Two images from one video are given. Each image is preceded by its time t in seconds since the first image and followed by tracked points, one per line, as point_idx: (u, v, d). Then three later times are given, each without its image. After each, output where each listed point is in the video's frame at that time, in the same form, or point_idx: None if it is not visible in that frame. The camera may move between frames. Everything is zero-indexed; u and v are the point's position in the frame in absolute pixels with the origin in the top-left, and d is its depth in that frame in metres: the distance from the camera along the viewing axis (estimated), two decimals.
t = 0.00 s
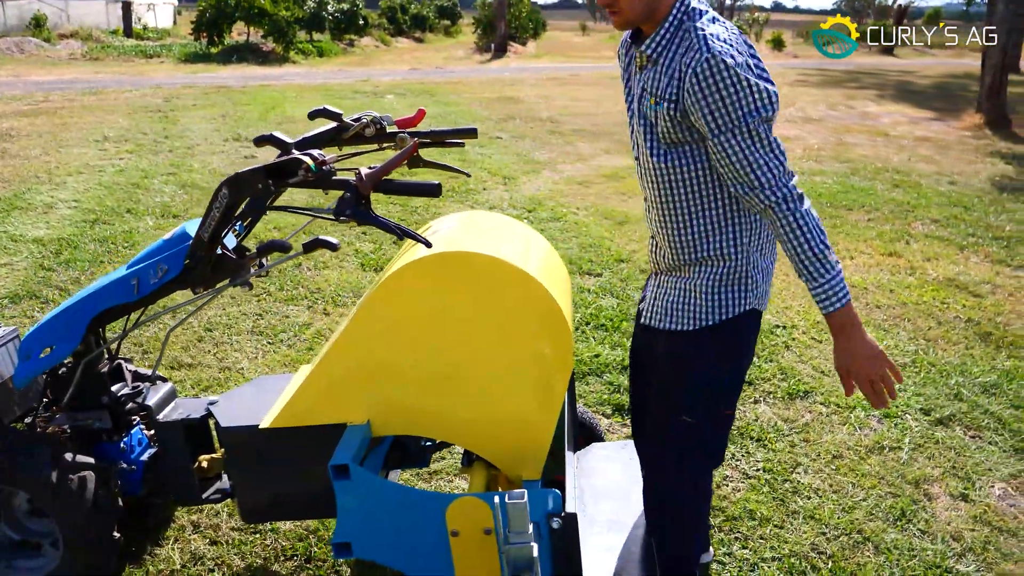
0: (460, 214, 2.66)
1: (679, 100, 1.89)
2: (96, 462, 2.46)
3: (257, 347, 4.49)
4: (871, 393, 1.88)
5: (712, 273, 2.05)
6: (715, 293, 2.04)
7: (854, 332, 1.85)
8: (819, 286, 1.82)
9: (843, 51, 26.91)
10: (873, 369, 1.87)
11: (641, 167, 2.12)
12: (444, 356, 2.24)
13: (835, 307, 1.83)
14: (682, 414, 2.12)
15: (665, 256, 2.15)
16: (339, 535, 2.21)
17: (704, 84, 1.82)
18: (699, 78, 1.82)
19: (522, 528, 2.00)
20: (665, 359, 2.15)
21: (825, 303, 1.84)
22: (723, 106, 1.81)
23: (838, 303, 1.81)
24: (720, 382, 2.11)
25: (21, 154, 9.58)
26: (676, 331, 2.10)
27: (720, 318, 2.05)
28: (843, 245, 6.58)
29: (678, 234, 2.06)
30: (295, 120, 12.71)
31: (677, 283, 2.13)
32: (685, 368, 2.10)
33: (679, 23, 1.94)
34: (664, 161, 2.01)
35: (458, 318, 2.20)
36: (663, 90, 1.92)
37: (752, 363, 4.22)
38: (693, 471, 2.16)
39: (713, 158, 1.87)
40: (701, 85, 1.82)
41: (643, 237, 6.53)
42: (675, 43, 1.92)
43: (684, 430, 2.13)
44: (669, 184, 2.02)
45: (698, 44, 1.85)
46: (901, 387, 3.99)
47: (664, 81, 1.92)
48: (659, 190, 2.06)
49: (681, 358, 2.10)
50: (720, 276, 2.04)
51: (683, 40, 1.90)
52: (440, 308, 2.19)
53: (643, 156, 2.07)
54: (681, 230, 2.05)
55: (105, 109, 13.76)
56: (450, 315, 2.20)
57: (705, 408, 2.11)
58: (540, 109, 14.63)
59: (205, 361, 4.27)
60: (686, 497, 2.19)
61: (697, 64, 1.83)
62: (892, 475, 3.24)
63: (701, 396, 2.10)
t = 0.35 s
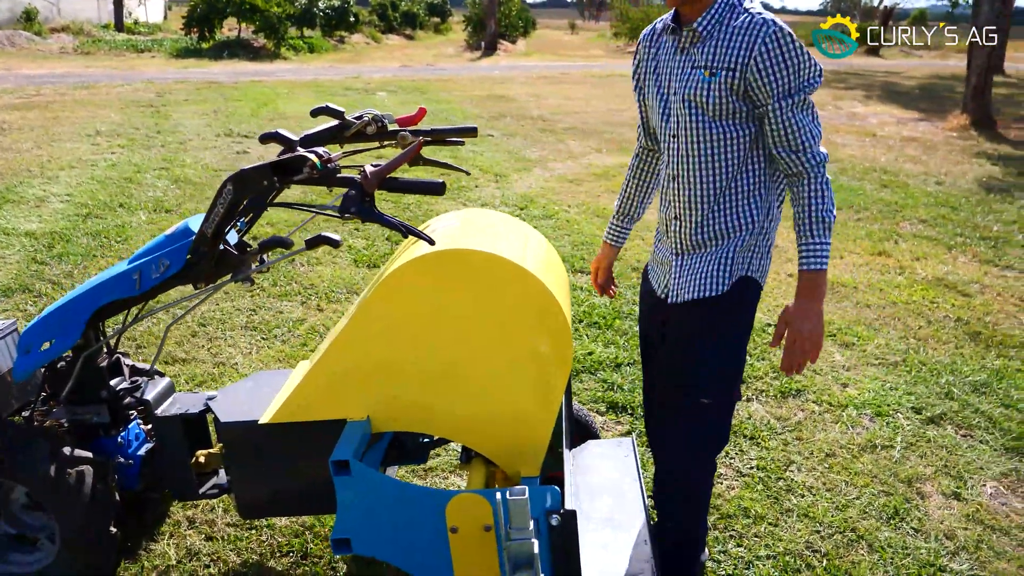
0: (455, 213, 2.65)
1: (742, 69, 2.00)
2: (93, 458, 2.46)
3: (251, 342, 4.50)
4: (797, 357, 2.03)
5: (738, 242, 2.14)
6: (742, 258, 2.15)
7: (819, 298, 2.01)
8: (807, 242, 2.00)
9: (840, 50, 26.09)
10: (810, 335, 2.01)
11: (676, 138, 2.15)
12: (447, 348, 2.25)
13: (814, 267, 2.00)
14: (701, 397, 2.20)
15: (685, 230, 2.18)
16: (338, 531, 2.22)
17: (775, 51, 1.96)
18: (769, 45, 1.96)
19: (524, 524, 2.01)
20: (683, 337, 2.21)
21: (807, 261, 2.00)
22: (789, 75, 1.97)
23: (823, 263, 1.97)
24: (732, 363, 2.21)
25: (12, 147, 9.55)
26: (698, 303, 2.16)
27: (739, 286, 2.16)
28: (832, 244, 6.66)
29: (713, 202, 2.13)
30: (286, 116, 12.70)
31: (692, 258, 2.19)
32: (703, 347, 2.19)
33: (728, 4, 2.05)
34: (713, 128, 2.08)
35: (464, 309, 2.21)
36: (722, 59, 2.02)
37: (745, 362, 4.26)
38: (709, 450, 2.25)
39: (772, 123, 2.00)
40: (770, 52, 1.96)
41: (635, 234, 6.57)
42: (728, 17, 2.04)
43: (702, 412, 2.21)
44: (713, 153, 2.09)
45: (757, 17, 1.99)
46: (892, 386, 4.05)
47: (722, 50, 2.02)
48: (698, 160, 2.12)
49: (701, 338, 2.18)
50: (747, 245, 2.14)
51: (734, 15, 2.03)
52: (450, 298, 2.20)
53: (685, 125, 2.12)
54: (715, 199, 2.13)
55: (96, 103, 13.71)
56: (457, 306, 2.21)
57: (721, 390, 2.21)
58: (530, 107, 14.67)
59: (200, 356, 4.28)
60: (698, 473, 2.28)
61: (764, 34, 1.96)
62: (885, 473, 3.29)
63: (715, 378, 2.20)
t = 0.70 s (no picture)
0: (452, 233, 2.66)
1: (771, 84, 2.04)
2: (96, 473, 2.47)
3: (252, 359, 4.51)
4: (775, 367, 2.10)
5: (748, 256, 2.17)
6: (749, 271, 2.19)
7: (798, 314, 2.07)
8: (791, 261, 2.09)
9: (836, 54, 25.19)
10: (784, 348, 2.07)
11: (694, 149, 2.15)
12: (452, 363, 2.26)
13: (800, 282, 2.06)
14: (720, 412, 2.24)
15: (698, 242, 2.17)
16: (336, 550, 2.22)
17: (801, 71, 2.03)
18: (796, 64, 2.03)
19: (523, 545, 2.01)
20: (693, 356, 2.25)
21: (789, 277, 2.08)
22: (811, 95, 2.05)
23: (804, 281, 2.05)
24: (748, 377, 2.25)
25: (19, 164, 9.64)
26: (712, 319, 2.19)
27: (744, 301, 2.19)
28: (832, 265, 6.68)
29: (729, 215, 2.15)
30: (289, 135, 12.80)
31: (697, 275, 2.20)
32: (716, 366, 2.22)
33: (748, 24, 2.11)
34: (736, 141, 2.10)
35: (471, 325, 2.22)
36: (752, 74, 2.06)
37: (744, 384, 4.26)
38: (730, 463, 2.29)
39: (794, 139, 2.06)
40: (798, 71, 2.03)
41: (634, 254, 6.60)
42: (751, 36, 2.09)
43: (724, 428, 2.25)
44: (734, 167, 2.11)
45: (780, 38, 2.06)
46: (893, 409, 4.05)
47: (750, 66, 2.06)
48: (718, 172, 2.12)
49: (713, 357, 2.22)
50: (755, 258, 2.18)
51: (757, 34, 2.09)
52: (458, 314, 2.22)
53: (707, 137, 2.12)
54: (731, 211, 2.14)
55: (101, 121, 13.83)
56: (464, 322, 2.22)
57: (736, 407, 2.25)
58: (531, 128, 14.77)
59: (201, 373, 4.30)
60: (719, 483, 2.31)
61: (791, 54, 2.03)
62: (887, 498, 3.29)
63: (731, 394, 2.24)
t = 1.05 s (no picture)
0: (455, 303, 2.70)
1: (762, 154, 2.11)
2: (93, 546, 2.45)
3: (253, 428, 4.49)
4: (813, 429, 2.16)
5: (748, 322, 2.19)
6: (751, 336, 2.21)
7: (826, 377, 2.13)
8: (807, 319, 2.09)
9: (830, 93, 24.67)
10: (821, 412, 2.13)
11: (690, 221, 2.20)
12: (454, 429, 2.27)
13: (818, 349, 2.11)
14: (720, 483, 2.22)
15: (698, 310, 2.20)
16: None
17: (791, 141, 2.10)
18: (785, 135, 2.10)
19: None
20: (689, 424, 2.27)
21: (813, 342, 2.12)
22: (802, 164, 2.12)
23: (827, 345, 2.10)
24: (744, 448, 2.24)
25: (30, 230, 9.80)
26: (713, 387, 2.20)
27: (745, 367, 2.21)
28: (835, 330, 6.71)
29: (728, 282, 2.18)
30: (296, 201, 13.02)
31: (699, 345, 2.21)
32: (711, 434, 2.23)
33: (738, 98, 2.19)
34: (731, 210, 2.15)
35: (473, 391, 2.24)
36: (743, 145, 2.13)
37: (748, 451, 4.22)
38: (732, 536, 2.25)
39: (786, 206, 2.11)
40: (787, 142, 2.10)
41: (637, 320, 6.63)
42: (742, 110, 2.17)
43: (721, 498, 2.23)
44: (731, 236, 2.15)
45: (768, 110, 2.14)
46: (899, 475, 4.02)
47: (740, 139, 2.13)
48: (716, 242, 2.17)
49: (709, 424, 2.23)
50: (756, 323, 2.20)
51: (747, 107, 2.17)
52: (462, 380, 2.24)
53: (703, 207, 2.17)
54: (729, 279, 2.18)
55: (113, 187, 14.11)
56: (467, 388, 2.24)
57: (737, 475, 2.23)
58: (536, 194, 15.00)
59: (202, 441, 4.29)
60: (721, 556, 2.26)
61: (779, 125, 2.11)
62: (894, 566, 3.26)
63: (728, 464, 2.23)
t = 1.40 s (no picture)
0: (455, 328, 2.75)
1: (744, 180, 2.17)
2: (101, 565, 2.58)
3: (257, 453, 4.54)
4: (772, 457, 2.11)
5: (735, 347, 2.23)
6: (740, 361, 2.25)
7: (792, 403, 2.09)
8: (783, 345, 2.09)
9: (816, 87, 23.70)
10: (783, 438, 2.09)
11: (679, 248, 2.27)
12: (451, 451, 2.31)
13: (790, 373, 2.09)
14: (713, 507, 2.26)
15: (686, 335, 2.25)
16: None
17: (774, 167, 2.15)
18: (768, 161, 2.16)
19: None
20: (679, 450, 2.33)
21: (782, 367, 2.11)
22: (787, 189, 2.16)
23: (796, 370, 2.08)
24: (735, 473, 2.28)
25: (38, 259, 9.93)
26: (701, 411, 2.25)
27: (733, 392, 2.24)
28: (837, 357, 6.74)
29: (715, 306, 2.23)
30: (300, 231, 13.14)
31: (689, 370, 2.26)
32: (700, 459, 2.28)
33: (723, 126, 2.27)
34: (716, 236, 2.21)
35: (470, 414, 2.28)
36: (726, 172, 2.20)
37: (750, 476, 4.24)
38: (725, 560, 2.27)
39: (769, 232, 2.15)
40: (769, 168, 2.15)
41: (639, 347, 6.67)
42: (727, 136, 2.25)
43: (714, 522, 2.26)
44: (717, 262, 2.21)
45: (753, 137, 2.21)
46: (901, 501, 4.03)
47: (724, 167, 2.20)
48: (702, 268, 2.23)
49: (698, 450, 2.28)
50: (744, 349, 2.24)
51: (731, 134, 2.25)
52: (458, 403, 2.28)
53: (689, 232, 2.24)
54: (716, 302, 2.23)
55: (119, 217, 14.28)
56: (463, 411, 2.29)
57: (729, 499, 2.27)
58: (538, 222, 15.11)
59: (207, 466, 4.34)
60: None
61: (762, 151, 2.16)
62: None
63: (718, 488, 2.27)
